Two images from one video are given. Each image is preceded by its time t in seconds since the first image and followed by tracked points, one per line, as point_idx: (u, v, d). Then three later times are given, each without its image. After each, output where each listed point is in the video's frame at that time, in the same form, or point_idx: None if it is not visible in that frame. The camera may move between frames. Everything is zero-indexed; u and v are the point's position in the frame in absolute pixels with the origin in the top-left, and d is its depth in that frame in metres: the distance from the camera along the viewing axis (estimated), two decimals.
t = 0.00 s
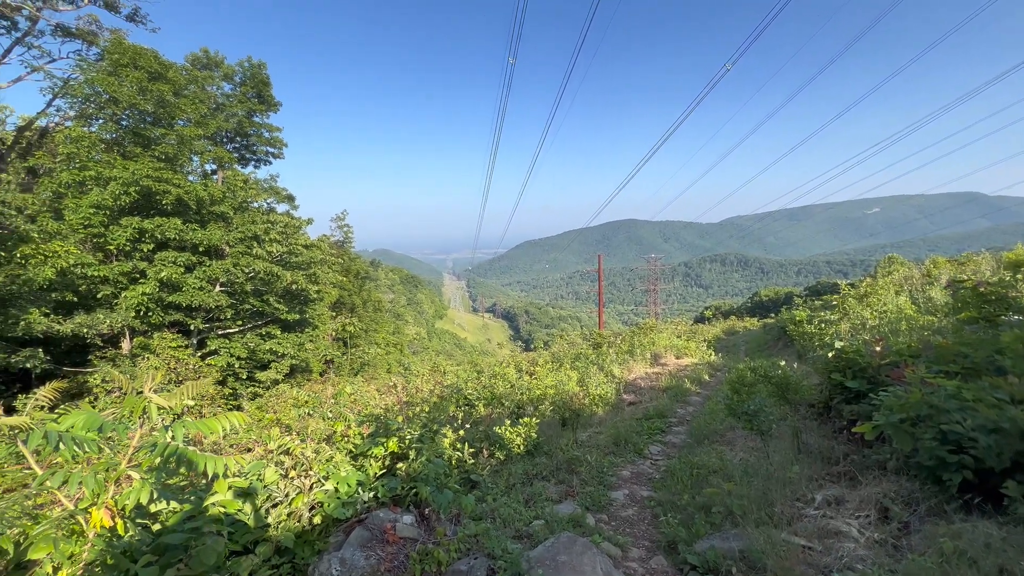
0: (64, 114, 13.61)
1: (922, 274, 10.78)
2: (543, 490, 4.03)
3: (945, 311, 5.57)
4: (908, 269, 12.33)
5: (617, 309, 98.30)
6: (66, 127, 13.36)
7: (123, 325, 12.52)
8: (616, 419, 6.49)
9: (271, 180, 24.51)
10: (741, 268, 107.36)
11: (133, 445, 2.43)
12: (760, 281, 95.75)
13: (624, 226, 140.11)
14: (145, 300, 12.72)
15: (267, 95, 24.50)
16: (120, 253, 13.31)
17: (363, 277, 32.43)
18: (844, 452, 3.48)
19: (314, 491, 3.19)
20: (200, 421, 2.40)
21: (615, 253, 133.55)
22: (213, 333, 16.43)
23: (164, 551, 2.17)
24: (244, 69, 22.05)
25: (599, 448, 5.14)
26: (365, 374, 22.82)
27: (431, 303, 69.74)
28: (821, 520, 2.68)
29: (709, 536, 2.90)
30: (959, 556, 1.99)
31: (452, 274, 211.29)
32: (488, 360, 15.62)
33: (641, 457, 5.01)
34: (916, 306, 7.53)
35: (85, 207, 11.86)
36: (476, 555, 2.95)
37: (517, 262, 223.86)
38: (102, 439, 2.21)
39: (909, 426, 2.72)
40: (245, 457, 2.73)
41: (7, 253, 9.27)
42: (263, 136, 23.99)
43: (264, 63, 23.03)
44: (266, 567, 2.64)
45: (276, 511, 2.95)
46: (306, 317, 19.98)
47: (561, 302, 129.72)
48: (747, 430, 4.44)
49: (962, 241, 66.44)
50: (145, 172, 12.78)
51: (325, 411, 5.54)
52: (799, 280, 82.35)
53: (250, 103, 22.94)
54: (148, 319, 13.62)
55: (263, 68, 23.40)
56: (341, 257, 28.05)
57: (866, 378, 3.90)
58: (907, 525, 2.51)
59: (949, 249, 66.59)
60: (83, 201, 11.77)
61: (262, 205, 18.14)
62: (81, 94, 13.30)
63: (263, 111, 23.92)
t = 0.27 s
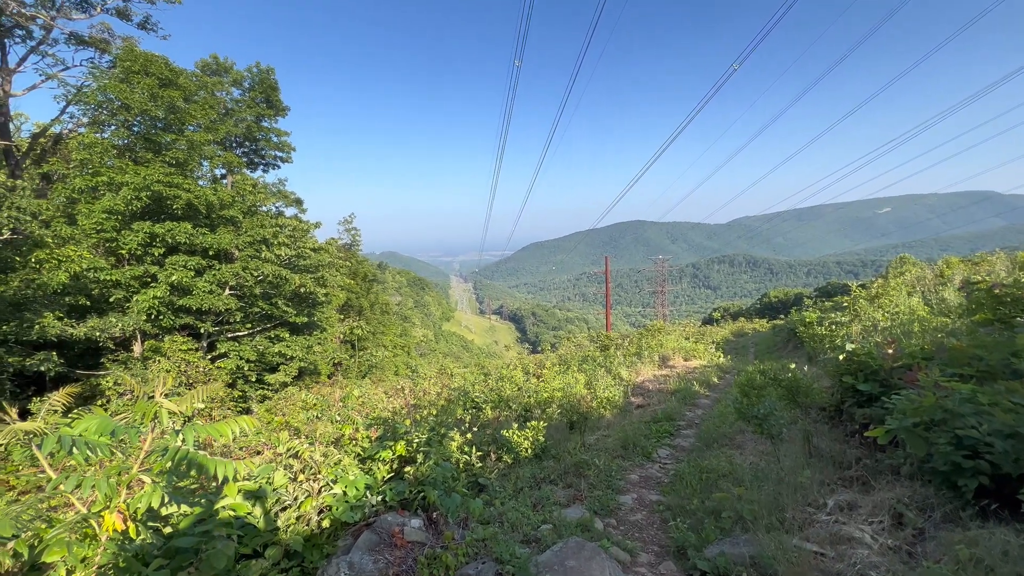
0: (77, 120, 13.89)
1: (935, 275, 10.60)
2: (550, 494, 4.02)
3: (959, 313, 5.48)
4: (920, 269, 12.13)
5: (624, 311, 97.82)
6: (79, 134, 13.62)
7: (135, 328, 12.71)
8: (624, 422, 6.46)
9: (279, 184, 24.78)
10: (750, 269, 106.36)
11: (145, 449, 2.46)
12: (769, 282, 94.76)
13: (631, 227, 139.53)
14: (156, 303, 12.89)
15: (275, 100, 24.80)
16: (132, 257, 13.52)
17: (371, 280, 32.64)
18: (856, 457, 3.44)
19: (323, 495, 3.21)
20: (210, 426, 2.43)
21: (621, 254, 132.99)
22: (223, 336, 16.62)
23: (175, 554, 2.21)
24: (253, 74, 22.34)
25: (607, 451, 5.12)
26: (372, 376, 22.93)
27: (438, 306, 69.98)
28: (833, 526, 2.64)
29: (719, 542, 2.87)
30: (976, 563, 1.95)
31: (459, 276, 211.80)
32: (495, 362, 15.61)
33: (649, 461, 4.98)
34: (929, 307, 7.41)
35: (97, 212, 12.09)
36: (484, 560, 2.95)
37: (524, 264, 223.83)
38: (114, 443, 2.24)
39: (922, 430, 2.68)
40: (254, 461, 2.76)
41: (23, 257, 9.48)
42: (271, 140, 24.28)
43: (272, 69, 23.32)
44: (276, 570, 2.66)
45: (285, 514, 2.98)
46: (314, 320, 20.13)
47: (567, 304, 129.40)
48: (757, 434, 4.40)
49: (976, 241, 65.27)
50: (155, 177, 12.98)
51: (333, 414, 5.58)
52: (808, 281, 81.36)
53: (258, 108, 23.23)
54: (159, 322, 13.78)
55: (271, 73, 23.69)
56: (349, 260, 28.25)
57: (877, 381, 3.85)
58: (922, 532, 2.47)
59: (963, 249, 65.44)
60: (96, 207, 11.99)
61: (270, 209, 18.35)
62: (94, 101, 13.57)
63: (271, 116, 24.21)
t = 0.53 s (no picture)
0: (84, 126, 14.06)
1: (943, 275, 10.50)
2: (555, 498, 4.01)
3: (966, 314, 5.43)
4: (927, 269, 12.02)
5: (628, 312, 97.55)
6: (86, 140, 13.78)
7: (141, 332, 12.81)
8: (628, 425, 6.44)
9: (283, 188, 24.94)
10: (755, 270, 105.82)
11: (150, 454, 2.48)
12: (774, 283, 94.18)
13: (634, 228, 139.26)
14: (161, 307, 12.99)
15: (280, 105, 24.99)
16: (138, 262, 13.65)
17: (375, 283, 32.75)
18: (863, 460, 3.40)
19: (327, 499, 3.22)
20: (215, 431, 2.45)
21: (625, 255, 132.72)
22: (228, 340, 16.72)
23: (180, 559, 2.22)
24: (257, 79, 22.53)
25: (611, 455, 5.10)
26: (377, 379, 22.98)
27: (442, 308, 70.09)
28: (840, 531, 2.62)
29: (724, 546, 2.85)
30: (986, 569, 1.93)
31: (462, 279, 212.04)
32: (499, 365, 15.61)
33: (654, 464, 4.96)
34: (937, 308, 7.34)
35: (104, 216, 12.23)
36: (488, 565, 2.95)
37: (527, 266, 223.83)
38: (119, 449, 2.26)
39: (930, 434, 2.66)
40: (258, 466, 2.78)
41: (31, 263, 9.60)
42: (275, 144, 24.46)
43: (276, 73, 23.52)
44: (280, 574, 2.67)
45: (289, 519, 2.99)
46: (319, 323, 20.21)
47: (571, 305, 129.27)
48: (762, 437, 4.37)
49: (984, 240, 64.65)
50: (161, 182, 13.09)
51: (337, 417, 5.60)
52: (814, 281, 80.82)
53: (263, 112, 23.41)
54: (165, 326, 13.86)
55: (275, 78, 23.89)
56: (352, 263, 28.37)
57: (884, 384, 3.81)
58: (930, 537, 2.44)
59: (970, 249, 64.80)
60: (102, 212, 12.12)
61: (275, 212, 18.47)
62: (100, 108, 13.73)
63: (276, 120, 24.39)
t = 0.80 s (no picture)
0: (87, 130, 14.15)
1: (945, 275, 10.46)
2: (556, 500, 4.00)
3: (970, 314, 5.41)
4: (930, 269, 11.98)
5: (629, 313, 97.44)
6: (89, 143, 13.87)
7: (144, 335, 12.87)
8: (630, 426, 6.43)
9: (285, 191, 25.04)
10: (757, 270, 105.57)
11: (151, 457, 2.49)
12: (777, 283, 93.95)
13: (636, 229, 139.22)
14: (164, 310, 13.04)
15: (281, 108, 25.10)
16: (140, 265, 13.71)
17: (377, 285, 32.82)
18: (867, 461, 3.39)
19: (328, 502, 3.22)
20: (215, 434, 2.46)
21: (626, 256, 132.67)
22: (230, 342, 16.78)
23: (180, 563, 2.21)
24: (259, 82, 22.65)
25: (613, 456, 5.08)
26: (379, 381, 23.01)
27: (443, 310, 70.17)
28: (843, 533, 2.60)
29: (726, 548, 2.83)
30: (991, 572, 1.91)
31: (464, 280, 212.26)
32: (502, 366, 15.62)
33: (656, 466, 4.94)
34: (940, 308, 7.31)
35: (107, 219, 12.29)
36: (489, 568, 2.94)
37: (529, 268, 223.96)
38: (119, 452, 2.27)
39: (934, 435, 2.64)
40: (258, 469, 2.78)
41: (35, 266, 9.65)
42: (277, 147, 24.56)
43: (278, 76, 23.63)
44: None
45: (290, 522, 2.99)
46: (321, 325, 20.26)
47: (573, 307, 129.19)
48: (765, 438, 4.36)
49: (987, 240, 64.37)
50: (163, 186, 13.16)
51: (339, 419, 5.61)
52: (816, 282, 80.60)
53: (265, 115, 23.52)
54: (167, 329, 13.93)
55: (277, 81, 24.00)
56: (354, 265, 28.43)
57: (887, 384, 3.80)
58: (935, 539, 2.42)
59: (973, 248, 64.53)
60: (105, 215, 12.19)
61: (277, 215, 18.54)
62: (103, 111, 13.82)
63: (278, 123, 24.51)
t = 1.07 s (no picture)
0: (89, 132, 14.20)
1: (947, 275, 10.43)
2: (557, 501, 3.99)
3: (972, 313, 5.39)
4: (931, 270, 11.95)
5: (630, 314, 97.36)
6: (91, 145, 13.92)
7: (145, 336, 12.90)
8: (631, 427, 6.42)
9: (286, 192, 25.09)
10: (758, 271, 105.40)
11: (150, 459, 2.49)
12: (778, 284, 93.77)
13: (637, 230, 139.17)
14: (166, 311, 13.07)
15: (283, 109, 25.17)
16: (142, 266, 13.75)
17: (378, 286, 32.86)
18: (869, 462, 3.37)
19: (328, 504, 3.22)
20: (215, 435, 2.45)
21: (627, 257, 132.63)
22: (232, 343, 16.82)
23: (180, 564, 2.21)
24: (260, 84, 22.71)
25: (614, 457, 5.07)
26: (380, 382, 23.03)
27: (444, 311, 70.22)
28: (845, 534, 2.59)
29: (728, 550, 2.83)
30: (994, 574, 1.90)
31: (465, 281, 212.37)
32: (503, 367, 15.63)
33: (658, 466, 4.93)
34: (942, 309, 7.29)
35: (108, 221, 12.33)
36: (490, 569, 2.93)
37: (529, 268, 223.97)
38: (118, 453, 2.26)
39: (936, 435, 2.63)
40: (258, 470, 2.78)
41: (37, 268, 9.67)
42: (278, 148, 24.63)
43: (279, 78, 23.70)
44: None
45: (290, 523, 2.98)
46: (322, 326, 20.29)
47: (574, 307, 129.19)
48: (766, 438, 4.35)
49: (988, 240, 64.20)
50: (165, 187, 13.19)
51: (340, 419, 5.61)
52: (818, 282, 80.42)
53: (266, 117, 23.58)
54: (168, 330, 13.96)
55: (278, 82, 24.07)
56: (355, 266, 28.47)
57: (889, 384, 3.79)
58: (937, 540, 2.41)
59: (975, 248, 64.35)
60: (107, 216, 12.23)
61: (278, 216, 18.58)
62: (105, 113, 13.88)
63: (279, 124, 24.57)
